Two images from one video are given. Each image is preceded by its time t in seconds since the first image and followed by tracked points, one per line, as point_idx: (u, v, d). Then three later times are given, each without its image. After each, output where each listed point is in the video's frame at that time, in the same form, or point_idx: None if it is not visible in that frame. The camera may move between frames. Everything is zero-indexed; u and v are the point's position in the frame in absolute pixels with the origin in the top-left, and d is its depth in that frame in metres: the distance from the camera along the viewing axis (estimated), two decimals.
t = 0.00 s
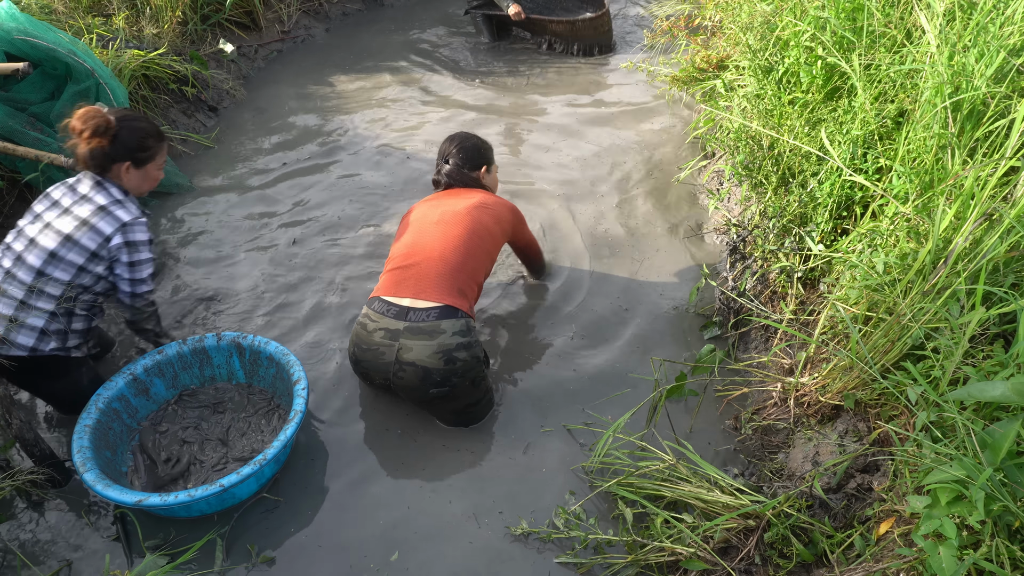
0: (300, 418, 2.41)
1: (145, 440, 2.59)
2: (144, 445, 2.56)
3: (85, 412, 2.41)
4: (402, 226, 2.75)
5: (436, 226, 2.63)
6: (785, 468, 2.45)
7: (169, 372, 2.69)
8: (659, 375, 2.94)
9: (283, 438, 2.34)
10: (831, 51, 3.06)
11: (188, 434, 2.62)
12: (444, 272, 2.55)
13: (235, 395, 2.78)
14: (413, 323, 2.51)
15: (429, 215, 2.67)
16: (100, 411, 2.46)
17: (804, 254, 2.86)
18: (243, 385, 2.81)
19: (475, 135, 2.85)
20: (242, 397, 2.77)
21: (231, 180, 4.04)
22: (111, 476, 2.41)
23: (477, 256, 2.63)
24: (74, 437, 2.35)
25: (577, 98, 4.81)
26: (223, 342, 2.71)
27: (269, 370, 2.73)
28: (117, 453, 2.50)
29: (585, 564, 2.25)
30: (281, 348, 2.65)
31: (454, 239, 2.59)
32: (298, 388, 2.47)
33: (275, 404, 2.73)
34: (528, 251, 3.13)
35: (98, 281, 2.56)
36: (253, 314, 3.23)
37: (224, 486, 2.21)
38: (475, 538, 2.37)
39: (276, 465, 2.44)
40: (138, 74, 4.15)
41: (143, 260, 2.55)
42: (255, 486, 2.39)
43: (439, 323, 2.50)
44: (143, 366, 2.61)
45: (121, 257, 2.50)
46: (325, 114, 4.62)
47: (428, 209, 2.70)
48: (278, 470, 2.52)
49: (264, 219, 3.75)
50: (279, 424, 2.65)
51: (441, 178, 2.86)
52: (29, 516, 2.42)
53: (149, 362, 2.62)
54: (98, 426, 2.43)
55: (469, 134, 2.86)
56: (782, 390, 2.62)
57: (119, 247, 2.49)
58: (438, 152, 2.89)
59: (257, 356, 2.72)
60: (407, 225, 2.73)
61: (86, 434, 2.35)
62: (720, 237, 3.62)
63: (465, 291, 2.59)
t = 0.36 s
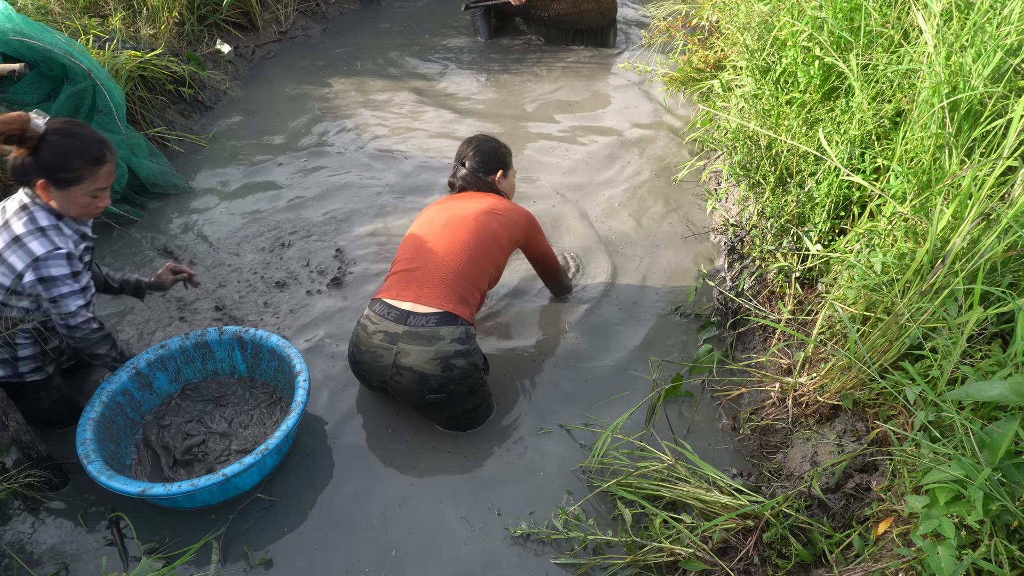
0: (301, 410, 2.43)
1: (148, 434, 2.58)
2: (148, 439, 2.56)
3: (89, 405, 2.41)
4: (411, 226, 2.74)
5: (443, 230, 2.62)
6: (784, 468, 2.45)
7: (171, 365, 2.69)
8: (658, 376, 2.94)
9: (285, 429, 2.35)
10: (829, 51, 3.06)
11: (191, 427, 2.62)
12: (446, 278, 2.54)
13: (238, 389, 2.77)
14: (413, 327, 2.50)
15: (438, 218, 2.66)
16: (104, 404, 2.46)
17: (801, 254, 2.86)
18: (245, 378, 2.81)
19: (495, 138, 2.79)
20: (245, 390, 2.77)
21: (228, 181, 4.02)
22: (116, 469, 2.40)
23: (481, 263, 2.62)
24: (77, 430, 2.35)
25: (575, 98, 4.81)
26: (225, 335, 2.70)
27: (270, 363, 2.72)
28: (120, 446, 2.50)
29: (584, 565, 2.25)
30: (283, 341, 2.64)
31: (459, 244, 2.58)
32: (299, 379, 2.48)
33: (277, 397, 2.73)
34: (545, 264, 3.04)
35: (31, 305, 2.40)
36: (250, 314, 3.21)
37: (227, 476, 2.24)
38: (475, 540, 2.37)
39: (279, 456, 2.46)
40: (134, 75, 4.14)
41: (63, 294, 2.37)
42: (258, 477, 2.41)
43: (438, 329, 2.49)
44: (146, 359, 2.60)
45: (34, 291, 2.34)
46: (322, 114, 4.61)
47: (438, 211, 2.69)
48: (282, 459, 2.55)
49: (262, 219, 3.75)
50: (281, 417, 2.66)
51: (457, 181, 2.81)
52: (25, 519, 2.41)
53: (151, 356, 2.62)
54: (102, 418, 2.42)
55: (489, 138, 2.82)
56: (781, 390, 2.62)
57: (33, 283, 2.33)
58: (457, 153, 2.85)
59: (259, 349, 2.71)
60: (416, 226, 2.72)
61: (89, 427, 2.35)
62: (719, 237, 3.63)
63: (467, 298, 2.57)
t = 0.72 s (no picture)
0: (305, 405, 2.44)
1: (152, 430, 2.56)
2: (151, 436, 2.56)
3: (93, 402, 2.41)
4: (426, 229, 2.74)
5: (454, 236, 2.60)
6: (785, 468, 2.45)
7: (174, 363, 2.69)
8: (658, 376, 2.94)
9: (291, 424, 2.38)
10: (828, 51, 3.06)
11: (196, 423, 2.62)
12: (452, 286, 2.52)
13: (240, 387, 2.78)
14: (415, 333, 2.49)
15: (452, 223, 2.64)
16: (108, 401, 2.45)
17: (801, 254, 2.86)
18: (247, 375, 2.82)
19: (518, 151, 2.78)
20: (247, 387, 2.77)
21: (228, 182, 4.02)
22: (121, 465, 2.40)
23: (490, 273, 2.59)
24: (82, 427, 2.34)
25: (574, 99, 4.82)
26: (228, 332, 2.71)
27: (272, 360, 2.73)
28: (124, 443, 2.50)
29: (585, 565, 2.25)
30: (286, 338, 2.65)
31: (470, 254, 2.56)
32: (303, 376, 2.50)
33: (280, 393, 2.74)
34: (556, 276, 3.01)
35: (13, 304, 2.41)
36: (250, 315, 3.21)
37: (235, 470, 2.26)
38: (476, 540, 2.36)
39: (284, 451, 2.49)
40: (134, 76, 4.14)
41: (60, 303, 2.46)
42: (264, 472, 2.44)
43: (439, 336, 2.48)
44: (149, 356, 2.61)
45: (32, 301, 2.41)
46: (322, 115, 4.61)
47: (454, 218, 2.67)
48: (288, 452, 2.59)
49: (262, 219, 3.75)
50: (284, 413, 2.67)
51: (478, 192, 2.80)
52: (25, 520, 2.40)
53: (154, 354, 2.62)
54: (106, 416, 2.42)
55: (512, 150, 2.80)
56: (781, 391, 2.62)
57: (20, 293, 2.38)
58: (480, 163, 2.84)
59: (261, 346, 2.72)
60: (430, 229, 2.71)
61: (94, 423, 2.35)
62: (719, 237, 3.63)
63: (471, 308, 2.55)
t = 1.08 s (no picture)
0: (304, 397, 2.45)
1: (153, 427, 2.57)
2: (151, 432, 2.56)
3: (93, 400, 2.40)
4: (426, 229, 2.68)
5: (454, 241, 2.55)
6: (783, 467, 2.45)
7: (173, 360, 2.68)
8: (657, 375, 2.94)
9: (290, 415, 2.39)
10: (826, 50, 3.06)
11: (196, 421, 2.62)
12: (450, 293, 2.49)
13: (239, 383, 2.78)
14: (413, 338, 2.48)
15: (452, 226, 2.59)
16: (108, 398, 2.44)
17: (800, 253, 2.86)
18: (247, 372, 2.82)
19: (524, 153, 2.71)
20: (246, 384, 2.77)
21: (227, 182, 4.02)
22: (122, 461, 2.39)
23: (490, 279, 2.56)
24: (83, 424, 2.34)
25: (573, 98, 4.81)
26: (226, 328, 2.70)
27: (272, 356, 2.73)
28: (125, 441, 2.49)
29: (584, 562, 2.25)
30: (284, 333, 2.65)
31: (469, 260, 2.52)
32: (302, 369, 2.50)
33: (280, 389, 2.74)
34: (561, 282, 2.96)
35: (39, 304, 2.51)
36: (248, 314, 3.20)
37: (236, 462, 2.26)
38: (476, 538, 2.36)
39: (283, 444, 2.49)
40: (132, 76, 4.13)
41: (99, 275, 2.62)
42: (264, 463, 2.46)
43: (437, 342, 2.46)
44: (148, 353, 2.60)
45: (71, 277, 2.56)
46: (320, 115, 4.61)
47: (455, 220, 2.62)
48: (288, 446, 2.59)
49: (261, 219, 3.74)
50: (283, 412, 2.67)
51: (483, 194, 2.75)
52: (23, 519, 2.40)
53: (153, 351, 2.62)
54: (107, 413, 2.42)
55: (519, 151, 2.73)
56: (780, 389, 2.61)
57: (66, 268, 2.54)
58: (485, 163, 2.77)
59: (260, 342, 2.72)
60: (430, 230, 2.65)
61: (95, 420, 2.34)
62: (717, 236, 3.64)
63: (469, 314, 2.52)
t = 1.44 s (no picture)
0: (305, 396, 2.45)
1: (150, 425, 2.58)
2: (149, 430, 2.56)
3: (91, 398, 2.39)
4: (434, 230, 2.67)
5: (458, 244, 2.53)
6: (783, 467, 2.45)
7: (171, 357, 2.68)
8: (658, 375, 2.94)
9: (291, 414, 2.38)
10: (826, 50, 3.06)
11: (195, 420, 2.61)
12: (452, 297, 2.47)
13: (238, 380, 2.78)
14: (413, 340, 2.47)
15: (459, 228, 2.57)
16: (106, 396, 2.44)
17: (800, 253, 2.86)
18: (245, 369, 2.82)
19: (540, 156, 2.65)
20: (244, 380, 2.77)
21: (226, 182, 4.02)
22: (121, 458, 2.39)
23: (493, 283, 2.53)
24: (82, 422, 2.33)
25: (573, 98, 4.81)
26: (224, 325, 2.70)
27: (270, 353, 2.73)
28: (123, 437, 2.48)
29: (584, 563, 2.24)
30: (283, 330, 2.65)
31: (473, 263, 2.50)
32: (302, 368, 2.49)
33: (278, 385, 2.74)
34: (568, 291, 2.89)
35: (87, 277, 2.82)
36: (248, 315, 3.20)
37: (238, 461, 2.26)
38: (476, 539, 2.35)
39: (284, 442, 2.49)
40: (131, 76, 4.13)
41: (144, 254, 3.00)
42: (265, 462, 2.45)
43: (435, 345, 2.45)
44: (145, 350, 2.60)
45: (122, 256, 2.92)
46: (320, 115, 4.61)
47: (462, 222, 2.59)
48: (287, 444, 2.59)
49: (260, 219, 3.74)
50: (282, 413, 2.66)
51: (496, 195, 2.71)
52: (22, 520, 2.39)
53: (151, 348, 2.61)
54: (105, 410, 2.41)
55: (535, 153, 2.66)
56: (780, 389, 2.61)
57: (122, 246, 2.91)
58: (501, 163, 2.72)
59: (258, 339, 2.72)
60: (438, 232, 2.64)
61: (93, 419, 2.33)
62: (717, 236, 3.64)
63: (471, 318, 2.50)
